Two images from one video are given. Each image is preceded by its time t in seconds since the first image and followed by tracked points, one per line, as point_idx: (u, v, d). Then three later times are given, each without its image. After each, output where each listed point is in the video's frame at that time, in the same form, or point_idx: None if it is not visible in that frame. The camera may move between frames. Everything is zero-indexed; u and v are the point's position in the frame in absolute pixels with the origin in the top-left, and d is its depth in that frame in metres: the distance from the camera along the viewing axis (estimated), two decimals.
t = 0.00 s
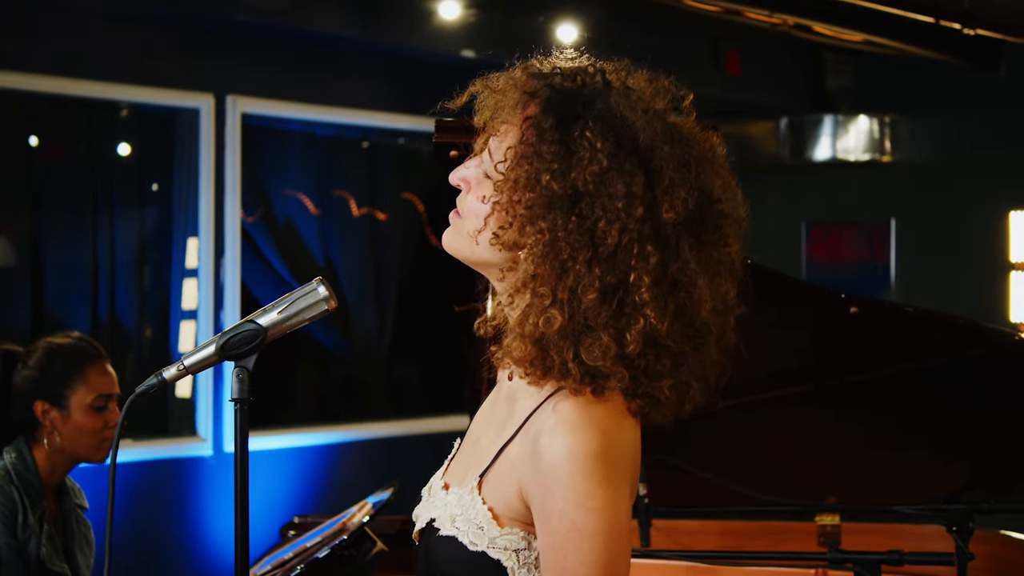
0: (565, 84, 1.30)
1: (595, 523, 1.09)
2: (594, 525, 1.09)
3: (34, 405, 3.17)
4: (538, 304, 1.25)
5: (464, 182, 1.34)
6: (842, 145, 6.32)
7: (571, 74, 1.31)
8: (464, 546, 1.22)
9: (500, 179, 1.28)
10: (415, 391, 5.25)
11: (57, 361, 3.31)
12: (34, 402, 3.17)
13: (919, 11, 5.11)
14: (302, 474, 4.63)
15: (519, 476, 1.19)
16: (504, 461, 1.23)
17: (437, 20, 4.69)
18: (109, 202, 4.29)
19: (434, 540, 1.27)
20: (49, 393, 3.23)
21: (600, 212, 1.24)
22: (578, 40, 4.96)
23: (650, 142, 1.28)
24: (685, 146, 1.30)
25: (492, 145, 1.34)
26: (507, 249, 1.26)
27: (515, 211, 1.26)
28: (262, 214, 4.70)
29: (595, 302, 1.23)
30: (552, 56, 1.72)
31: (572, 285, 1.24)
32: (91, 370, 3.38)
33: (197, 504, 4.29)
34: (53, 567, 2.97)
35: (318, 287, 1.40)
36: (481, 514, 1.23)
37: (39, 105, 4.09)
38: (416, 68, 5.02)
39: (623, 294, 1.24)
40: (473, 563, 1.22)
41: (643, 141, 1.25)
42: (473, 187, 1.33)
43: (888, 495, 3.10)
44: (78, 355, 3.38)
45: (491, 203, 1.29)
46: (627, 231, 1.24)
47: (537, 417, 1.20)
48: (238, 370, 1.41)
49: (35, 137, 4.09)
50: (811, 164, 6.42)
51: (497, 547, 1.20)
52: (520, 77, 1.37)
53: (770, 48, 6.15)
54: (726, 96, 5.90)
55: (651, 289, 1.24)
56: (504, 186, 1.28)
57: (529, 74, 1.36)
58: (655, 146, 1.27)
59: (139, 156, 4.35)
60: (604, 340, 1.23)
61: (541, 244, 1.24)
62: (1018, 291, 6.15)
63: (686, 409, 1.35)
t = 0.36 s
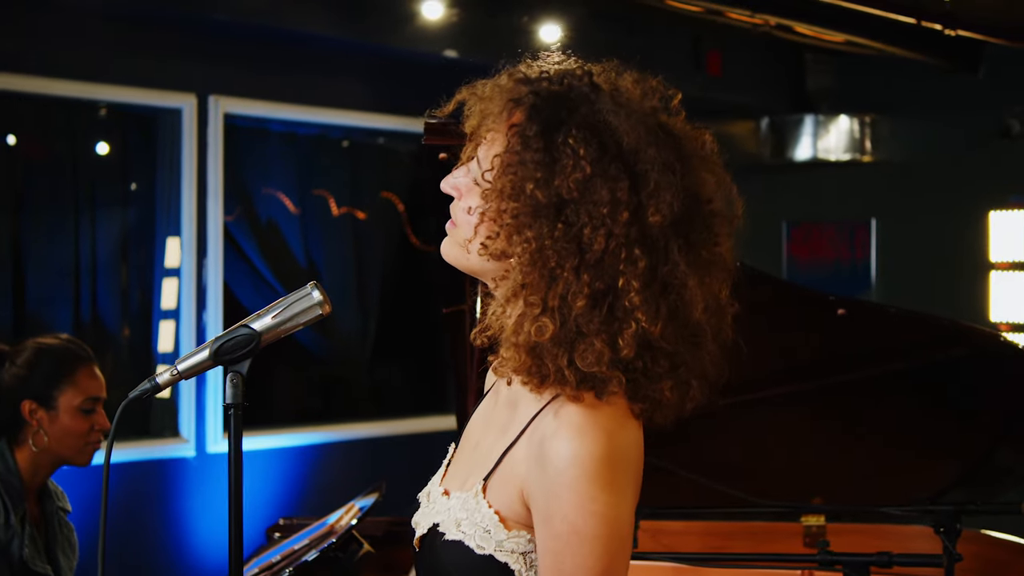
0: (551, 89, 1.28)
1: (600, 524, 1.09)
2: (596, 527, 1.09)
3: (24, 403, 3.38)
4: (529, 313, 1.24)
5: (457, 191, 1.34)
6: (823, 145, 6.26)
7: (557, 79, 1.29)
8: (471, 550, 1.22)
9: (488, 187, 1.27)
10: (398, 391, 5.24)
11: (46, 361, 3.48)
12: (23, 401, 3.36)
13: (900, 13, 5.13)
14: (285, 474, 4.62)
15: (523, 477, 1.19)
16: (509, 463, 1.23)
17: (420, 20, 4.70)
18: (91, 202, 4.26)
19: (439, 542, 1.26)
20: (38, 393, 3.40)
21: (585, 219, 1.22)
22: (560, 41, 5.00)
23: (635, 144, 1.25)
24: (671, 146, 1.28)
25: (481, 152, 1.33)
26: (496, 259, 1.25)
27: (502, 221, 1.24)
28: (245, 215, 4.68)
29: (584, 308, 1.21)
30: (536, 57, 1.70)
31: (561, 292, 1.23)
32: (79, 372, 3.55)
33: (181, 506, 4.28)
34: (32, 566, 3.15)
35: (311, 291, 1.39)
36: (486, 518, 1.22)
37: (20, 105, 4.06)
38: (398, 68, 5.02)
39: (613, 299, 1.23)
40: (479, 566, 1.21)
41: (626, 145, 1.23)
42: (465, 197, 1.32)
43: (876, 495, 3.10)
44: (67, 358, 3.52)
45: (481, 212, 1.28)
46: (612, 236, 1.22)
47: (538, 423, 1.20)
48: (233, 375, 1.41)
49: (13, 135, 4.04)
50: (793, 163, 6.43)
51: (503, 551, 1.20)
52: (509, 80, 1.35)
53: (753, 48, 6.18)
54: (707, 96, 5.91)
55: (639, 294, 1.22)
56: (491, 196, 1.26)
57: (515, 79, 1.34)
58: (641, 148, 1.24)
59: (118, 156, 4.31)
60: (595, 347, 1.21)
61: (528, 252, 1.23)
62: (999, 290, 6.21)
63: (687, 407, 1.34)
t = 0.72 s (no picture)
0: (516, 81, 1.28)
1: (600, 498, 1.10)
2: (596, 500, 1.10)
3: (28, 403, 2.93)
4: (518, 299, 1.23)
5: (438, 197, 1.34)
6: (808, 145, 6.23)
7: (523, 72, 1.29)
8: (480, 536, 1.21)
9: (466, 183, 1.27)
10: (383, 391, 5.23)
11: (50, 364, 3.03)
12: (28, 399, 2.93)
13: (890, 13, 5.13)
14: (272, 474, 4.61)
15: (523, 461, 1.20)
16: (509, 448, 1.23)
17: (408, 19, 4.70)
18: (78, 198, 4.23)
19: (447, 532, 1.25)
20: (41, 394, 2.98)
21: (560, 198, 1.21)
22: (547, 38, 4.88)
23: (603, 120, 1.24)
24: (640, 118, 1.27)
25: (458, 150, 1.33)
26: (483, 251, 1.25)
27: (482, 212, 1.24)
28: (232, 214, 4.66)
29: (570, 287, 1.21)
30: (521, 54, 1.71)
31: (547, 273, 1.22)
32: (81, 378, 3.13)
33: (167, 505, 4.26)
34: None
35: (316, 290, 1.38)
36: (494, 503, 1.22)
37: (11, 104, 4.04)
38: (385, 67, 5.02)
39: (599, 274, 1.22)
40: (489, 552, 1.20)
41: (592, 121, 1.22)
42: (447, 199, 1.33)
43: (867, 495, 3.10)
44: (71, 362, 3.11)
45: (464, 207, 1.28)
46: (588, 213, 1.21)
47: (534, 406, 1.21)
48: (237, 374, 1.40)
49: None
50: (779, 163, 6.43)
51: (513, 535, 1.20)
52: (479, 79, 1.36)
53: (740, 47, 6.18)
54: (695, 94, 5.90)
55: (623, 267, 1.21)
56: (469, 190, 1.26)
57: (483, 76, 1.34)
58: (607, 122, 1.23)
59: (101, 152, 4.30)
60: (584, 325, 1.21)
61: (510, 239, 1.23)
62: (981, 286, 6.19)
63: (689, 381, 1.33)
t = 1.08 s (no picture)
0: (515, 79, 1.28)
1: (623, 464, 1.09)
2: (619, 467, 1.09)
3: (42, 412, 2.84)
4: (570, 280, 1.22)
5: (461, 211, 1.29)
6: (808, 145, 6.20)
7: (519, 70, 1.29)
8: (531, 523, 1.21)
9: (495, 180, 1.24)
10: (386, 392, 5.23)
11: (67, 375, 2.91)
12: (42, 408, 2.84)
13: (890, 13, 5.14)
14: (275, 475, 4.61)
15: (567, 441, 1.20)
16: (561, 427, 1.23)
17: (411, 19, 4.71)
18: (81, 198, 4.22)
19: (495, 523, 1.24)
20: (57, 405, 2.88)
21: (596, 165, 1.22)
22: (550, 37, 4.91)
23: (615, 91, 1.26)
24: (646, 87, 1.29)
25: (471, 165, 1.30)
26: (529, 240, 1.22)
27: (518, 201, 1.22)
28: (233, 211, 4.65)
29: (623, 251, 1.20)
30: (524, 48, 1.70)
31: (598, 243, 1.21)
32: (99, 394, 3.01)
33: (171, 505, 4.27)
34: None
35: (343, 288, 1.38)
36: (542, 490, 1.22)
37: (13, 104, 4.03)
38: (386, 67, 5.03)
39: (653, 233, 1.22)
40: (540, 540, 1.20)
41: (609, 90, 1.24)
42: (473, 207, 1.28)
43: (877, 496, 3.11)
44: (92, 376, 3.00)
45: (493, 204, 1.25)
46: (627, 175, 1.21)
47: (585, 386, 1.22)
48: (265, 373, 1.40)
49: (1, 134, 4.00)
50: (779, 164, 6.45)
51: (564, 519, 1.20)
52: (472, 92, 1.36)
53: (739, 48, 6.20)
54: (695, 96, 5.92)
55: (671, 221, 1.22)
56: (496, 186, 1.24)
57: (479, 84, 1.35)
58: (619, 91, 1.26)
59: (98, 153, 4.26)
60: (644, 287, 1.20)
61: (555, 218, 1.21)
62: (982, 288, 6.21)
63: (736, 337, 1.34)
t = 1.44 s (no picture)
0: (477, 106, 1.40)
1: (657, 475, 1.17)
2: (653, 477, 1.17)
3: (51, 413, 2.85)
4: (564, 285, 1.31)
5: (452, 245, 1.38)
6: (804, 147, 6.38)
7: (479, 97, 1.40)
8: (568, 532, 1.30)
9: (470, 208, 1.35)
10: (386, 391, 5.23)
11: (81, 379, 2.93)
12: (51, 409, 2.85)
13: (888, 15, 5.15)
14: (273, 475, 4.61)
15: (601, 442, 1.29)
16: (591, 434, 1.32)
17: (411, 20, 4.69)
18: (80, 198, 4.21)
19: (531, 533, 1.33)
20: (68, 408, 2.90)
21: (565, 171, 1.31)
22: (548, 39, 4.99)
23: (572, 94, 1.35)
24: (605, 83, 1.37)
25: (455, 197, 1.40)
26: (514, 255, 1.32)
27: (500, 220, 1.32)
28: (233, 213, 4.65)
29: (608, 247, 1.29)
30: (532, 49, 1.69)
31: (585, 246, 1.30)
32: (112, 399, 3.02)
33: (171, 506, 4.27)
34: None
35: (366, 289, 1.39)
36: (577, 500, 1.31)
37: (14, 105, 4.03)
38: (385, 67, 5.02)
39: (633, 225, 1.30)
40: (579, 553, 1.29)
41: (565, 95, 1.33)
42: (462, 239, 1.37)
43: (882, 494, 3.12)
44: (105, 381, 3.01)
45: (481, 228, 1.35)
46: (596, 173, 1.30)
47: (613, 394, 1.30)
48: (287, 374, 1.42)
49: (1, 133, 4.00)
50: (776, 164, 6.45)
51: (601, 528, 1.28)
52: (442, 125, 1.47)
53: (736, 48, 6.20)
54: (691, 96, 5.92)
55: (650, 209, 1.29)
56: (475, 210, 1.34)
57: (447, 117, 1.46)
58: (575, 91, 1.35)
59: (92, 153, 4.23)
60: (636, 279, 1.28)
61: (536, 229, 1.31)
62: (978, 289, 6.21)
63: (741, 313, 1.39)
